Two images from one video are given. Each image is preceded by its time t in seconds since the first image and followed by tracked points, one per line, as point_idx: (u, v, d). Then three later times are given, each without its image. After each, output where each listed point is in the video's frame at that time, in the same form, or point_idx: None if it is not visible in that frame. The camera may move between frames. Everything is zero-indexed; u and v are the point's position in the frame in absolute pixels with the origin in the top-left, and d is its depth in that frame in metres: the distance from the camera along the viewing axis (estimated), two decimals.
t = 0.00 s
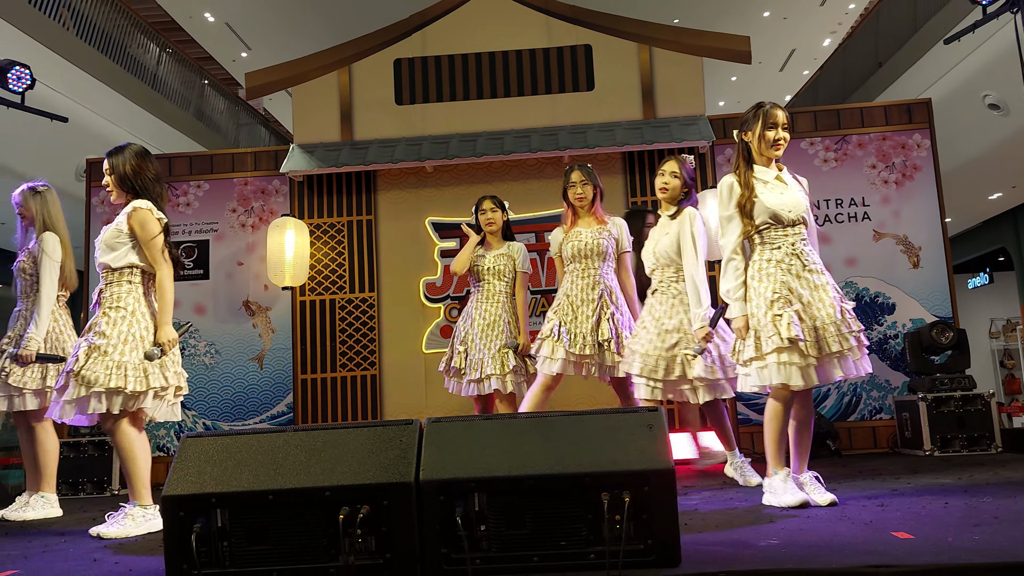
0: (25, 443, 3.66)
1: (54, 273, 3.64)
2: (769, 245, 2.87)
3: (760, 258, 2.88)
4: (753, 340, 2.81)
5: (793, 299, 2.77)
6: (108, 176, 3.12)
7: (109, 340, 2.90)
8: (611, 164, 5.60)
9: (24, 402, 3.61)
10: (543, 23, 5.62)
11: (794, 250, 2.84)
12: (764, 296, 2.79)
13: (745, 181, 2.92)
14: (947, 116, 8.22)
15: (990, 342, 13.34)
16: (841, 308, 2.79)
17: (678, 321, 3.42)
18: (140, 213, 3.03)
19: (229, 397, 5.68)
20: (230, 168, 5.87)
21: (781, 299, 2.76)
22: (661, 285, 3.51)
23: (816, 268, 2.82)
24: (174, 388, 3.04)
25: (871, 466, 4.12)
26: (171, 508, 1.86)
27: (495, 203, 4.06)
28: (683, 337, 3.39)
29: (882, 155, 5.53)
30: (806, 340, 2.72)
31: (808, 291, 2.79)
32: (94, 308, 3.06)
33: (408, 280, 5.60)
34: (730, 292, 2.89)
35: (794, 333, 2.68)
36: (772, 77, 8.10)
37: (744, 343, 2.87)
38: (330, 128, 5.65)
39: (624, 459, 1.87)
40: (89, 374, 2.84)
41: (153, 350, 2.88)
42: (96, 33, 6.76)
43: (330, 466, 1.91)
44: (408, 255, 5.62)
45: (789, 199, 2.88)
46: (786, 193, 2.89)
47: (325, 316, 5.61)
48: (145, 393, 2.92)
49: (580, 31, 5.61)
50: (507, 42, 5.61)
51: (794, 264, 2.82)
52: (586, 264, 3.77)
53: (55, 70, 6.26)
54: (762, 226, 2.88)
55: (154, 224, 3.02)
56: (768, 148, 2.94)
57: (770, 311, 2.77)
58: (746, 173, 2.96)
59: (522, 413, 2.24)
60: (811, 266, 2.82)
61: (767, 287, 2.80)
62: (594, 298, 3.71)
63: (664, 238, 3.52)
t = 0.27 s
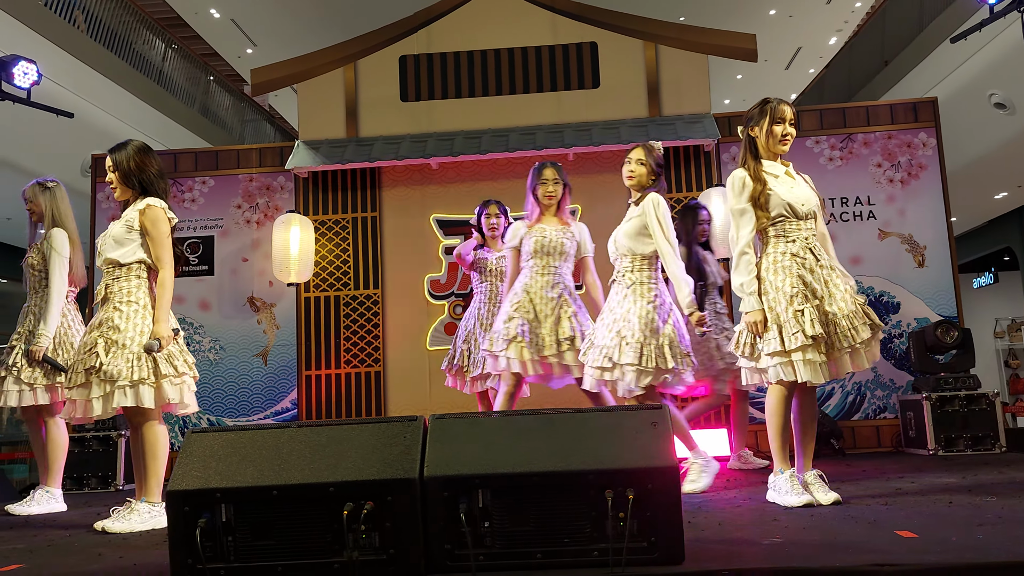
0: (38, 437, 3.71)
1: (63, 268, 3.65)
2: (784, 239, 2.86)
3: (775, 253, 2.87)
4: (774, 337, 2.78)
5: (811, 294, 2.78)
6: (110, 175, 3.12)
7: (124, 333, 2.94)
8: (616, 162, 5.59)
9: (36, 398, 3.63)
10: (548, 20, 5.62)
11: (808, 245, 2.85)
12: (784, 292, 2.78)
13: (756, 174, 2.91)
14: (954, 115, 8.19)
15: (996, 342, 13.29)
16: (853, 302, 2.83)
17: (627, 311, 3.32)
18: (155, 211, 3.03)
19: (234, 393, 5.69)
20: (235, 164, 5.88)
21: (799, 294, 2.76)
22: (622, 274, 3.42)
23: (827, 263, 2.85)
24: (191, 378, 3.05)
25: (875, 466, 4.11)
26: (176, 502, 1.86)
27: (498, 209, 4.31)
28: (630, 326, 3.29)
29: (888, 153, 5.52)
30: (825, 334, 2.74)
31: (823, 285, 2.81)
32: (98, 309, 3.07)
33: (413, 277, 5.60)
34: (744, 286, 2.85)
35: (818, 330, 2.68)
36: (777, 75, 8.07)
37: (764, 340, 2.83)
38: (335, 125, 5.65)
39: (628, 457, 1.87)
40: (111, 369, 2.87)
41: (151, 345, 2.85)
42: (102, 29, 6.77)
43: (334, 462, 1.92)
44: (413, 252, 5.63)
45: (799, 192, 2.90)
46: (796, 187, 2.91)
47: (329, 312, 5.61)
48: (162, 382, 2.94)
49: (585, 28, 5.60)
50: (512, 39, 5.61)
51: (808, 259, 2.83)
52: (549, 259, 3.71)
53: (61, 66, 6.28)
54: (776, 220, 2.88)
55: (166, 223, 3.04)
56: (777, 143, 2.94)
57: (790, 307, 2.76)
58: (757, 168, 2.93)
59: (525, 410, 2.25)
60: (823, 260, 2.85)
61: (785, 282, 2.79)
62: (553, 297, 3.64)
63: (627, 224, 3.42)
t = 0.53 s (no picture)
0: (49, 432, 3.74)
1: (73, 265, 3.67)
2: (791, 238, 2.86)
3: (782, 252, 2.86)
4: (783, 336, 2.76)
5: (818, 294, 2.79)
6: (117, 169, 3.13)
7: (134, 330, 2.95)
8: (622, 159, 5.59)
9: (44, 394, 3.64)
10: (555, 17, 5.61)
11: (815, 244, 2.85)
12: (793, 291, 2.77)
13: (762, 173, 2.90)
14: (962, 112, 8.15)
15: (1002, 341, 13.23)
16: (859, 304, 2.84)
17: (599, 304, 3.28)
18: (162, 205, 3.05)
19: (241, 389, 5.71)
20: (241, 162, 5.89)
21: (807, 294, 2.76)
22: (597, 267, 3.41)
23: (834, 262, 2.85)
24: (202, 376, 3.07)
25: (881, 464, 4.10)
26: (184, 497, 1.87)
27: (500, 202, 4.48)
28: (599, 317, 3.24)
29: (895, 151, 5.50)
30: (831, 334, 2.75)
31: (829, 285, 2.81)
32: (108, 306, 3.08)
33: (419, 274, 5.61)
34: (759, 282, 2.79)
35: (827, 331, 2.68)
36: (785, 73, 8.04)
37: (774, 339, 2.80)
38: (342, 122, 5.66)
39: (633, 454, 1.87)
40: (121, 365, 2.88)
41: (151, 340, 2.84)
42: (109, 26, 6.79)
43: (340, 459, 1.92)
44: (419, 249, 5.63)
45: (805, 192, 2.90)
46: (802, 187, 2.91)
47: (335, 309, 5.63)
48: (172, 380, 2.96)
49: (592, 25, 5.59)
50: (519, 36, 5.61)
51: (815, 259, 2.83)
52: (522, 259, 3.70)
53: (69, 63, 6.30)
54: (783, 219, 2.88)
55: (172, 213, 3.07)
56: (784, 142, 2.94)
57: (797, 307, 2.75)
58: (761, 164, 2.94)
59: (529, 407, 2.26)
60: (829, 259, 2.86)
61: (793, 281, 2.79)
62: (520, 295, 3.63)
63: (607, 219, 3.38)
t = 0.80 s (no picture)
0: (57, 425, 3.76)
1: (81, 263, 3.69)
2: (797, 236, 2.85)
3: (788, 251, 2.86)
4: (786, 335, 2.76)
5: (823, 293, 2.78)
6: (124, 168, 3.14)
7: (141, 327, 2.96)
8: (628, 157, 5.59)
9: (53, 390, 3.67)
10: (560, 14, 5.60)
11: (820, 242, 2.84)
12: (798, 290, 2.77)
13: (769, 170, 2.89)
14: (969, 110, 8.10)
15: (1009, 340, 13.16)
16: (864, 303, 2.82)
17: (572, 307, 3.00)
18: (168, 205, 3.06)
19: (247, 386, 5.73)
20: (247, 159, 5.90)
21: (812, 293, 2.75)
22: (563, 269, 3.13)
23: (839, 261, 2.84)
24: (209, 373, 3.08)
25: (887, 463, 4.09)
26: (190, 494, 1.88)
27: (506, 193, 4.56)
28: (571, 322, 2.98)
29: (901, 149, 5.47)
30: (835, 333, 2.75)
31: (834, 283, 2.81)
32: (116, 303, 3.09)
33: (425, 271, 5.62)
34: (761, 282, 2.80)
35: (830, 330, 2.67)
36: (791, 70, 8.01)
37: (776, 338, 2.80)
38: (347, 119, 5.66)
39: (639, 453, 1.87)
40: (129, 363, 2.89)
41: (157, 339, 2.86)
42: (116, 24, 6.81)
43: (346, 456, 1.93)
44: (425, 247, 5.64)
45: (812, 190, 2.89)
46: (809, 185, 2.90)
47: (340, 307, 5.65)
48: (179, 376, 2.97)
49: (598, 23, 5.58)
50: (525, 34, 5.60)
51: (820, 257, 2.82)
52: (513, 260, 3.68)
53: (75, 61, 6.31)
54: (789, 217, 2.87)
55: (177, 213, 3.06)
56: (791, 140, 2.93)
57: (801, 306, 2.75)
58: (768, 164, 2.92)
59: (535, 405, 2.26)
60: (834, 258, 2.85)
61: (798, 279, 2.78)
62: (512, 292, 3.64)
63: (577, 219, 3.10)
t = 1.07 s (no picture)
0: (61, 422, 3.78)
1: (85, 261, 3.69)
2: (802, 234, 2.85)
3: (793, 248, 2.85)
4: (790, 333, 2.76)
5: (827, 291, 2.78)
6: (129, 167, 3.15)
7: (148, 325, 2.97)
8: (633, 155, 5.57)
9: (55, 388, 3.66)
10: (565, 13, 5.61)
11: (825, 241, 2.84)
12: (803, 288, 2.76)
13: (775, 168, 2.89)
14: (974, 108, 8.07)
15: (1014, 339, 13.11)
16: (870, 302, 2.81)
17: (545, 300, 2.98)
18: (171, 202, 3.06)
19: (251, 384, 5.75)
20: (252, 157, 5.91)
21: (817, 291, 2.75)
22: (528, 263, 3.10)
23: (844, 259, 2.84)
24: (214, 371, 3.09)
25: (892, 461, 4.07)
26: (195, 492, 1.89)
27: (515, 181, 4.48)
28: (546, 313, 2.95)
29: (906, 147, 5.45)
30: (841, 331, 2.75)
31: (839, 282, 2.80)
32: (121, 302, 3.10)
33: (430, 269, 5.62)
34: (764, 281, 2.80)
35: (835, 328, 2.66)
36: (796, 69, 7.98)
37: (780, 337, 2.79)
38: (352, 117, 5.66)
39: (643, 451, 1.87)
40: (136, 360, 2.90)
41: (162, 337, 2.86)
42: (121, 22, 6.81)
43: (350, 454, 1.93)
44: (430, 244, 5.64)
45: (817, 188, 2.88)
46: (815, 183, 2.89)
47: (345, 305, 5.65)
48: (185, 374, 2.97)
49: (603, 21, 5.59)
50: (529, 32, 5.60)
51: (825, 255, 2.82)
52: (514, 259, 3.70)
53: (80, 59, 6.33)
54: (794, 215, 2.86)
55: (183, 213, 3.06)
56: (796, 137, 2.92)
57: (807, 304, 2.74)
58: (774, 159, 2.91)
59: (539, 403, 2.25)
60: (840, 256, 2.85)
61: (804, 278, 2.78)
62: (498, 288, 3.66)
63: (546, 214, 3.12)
